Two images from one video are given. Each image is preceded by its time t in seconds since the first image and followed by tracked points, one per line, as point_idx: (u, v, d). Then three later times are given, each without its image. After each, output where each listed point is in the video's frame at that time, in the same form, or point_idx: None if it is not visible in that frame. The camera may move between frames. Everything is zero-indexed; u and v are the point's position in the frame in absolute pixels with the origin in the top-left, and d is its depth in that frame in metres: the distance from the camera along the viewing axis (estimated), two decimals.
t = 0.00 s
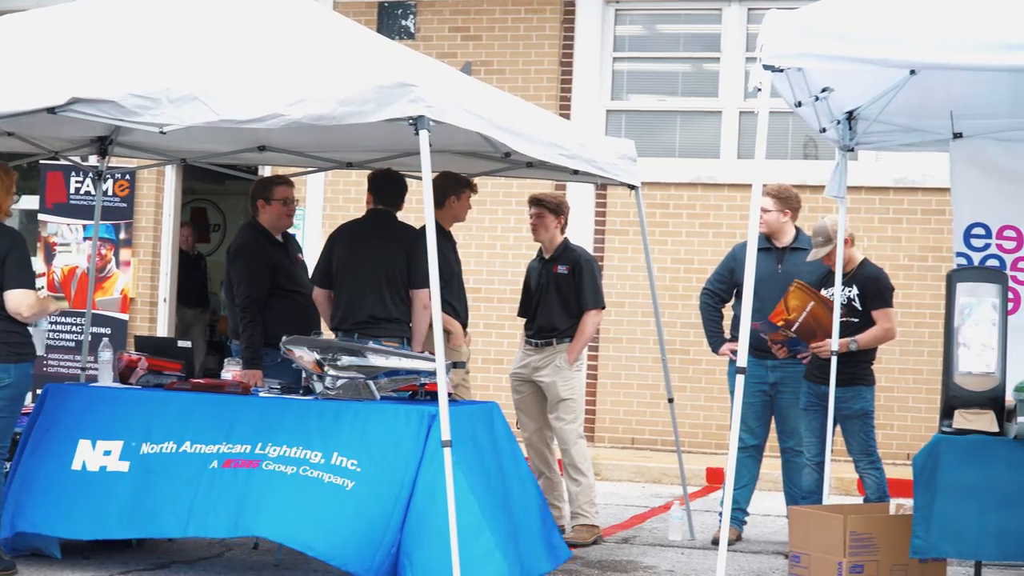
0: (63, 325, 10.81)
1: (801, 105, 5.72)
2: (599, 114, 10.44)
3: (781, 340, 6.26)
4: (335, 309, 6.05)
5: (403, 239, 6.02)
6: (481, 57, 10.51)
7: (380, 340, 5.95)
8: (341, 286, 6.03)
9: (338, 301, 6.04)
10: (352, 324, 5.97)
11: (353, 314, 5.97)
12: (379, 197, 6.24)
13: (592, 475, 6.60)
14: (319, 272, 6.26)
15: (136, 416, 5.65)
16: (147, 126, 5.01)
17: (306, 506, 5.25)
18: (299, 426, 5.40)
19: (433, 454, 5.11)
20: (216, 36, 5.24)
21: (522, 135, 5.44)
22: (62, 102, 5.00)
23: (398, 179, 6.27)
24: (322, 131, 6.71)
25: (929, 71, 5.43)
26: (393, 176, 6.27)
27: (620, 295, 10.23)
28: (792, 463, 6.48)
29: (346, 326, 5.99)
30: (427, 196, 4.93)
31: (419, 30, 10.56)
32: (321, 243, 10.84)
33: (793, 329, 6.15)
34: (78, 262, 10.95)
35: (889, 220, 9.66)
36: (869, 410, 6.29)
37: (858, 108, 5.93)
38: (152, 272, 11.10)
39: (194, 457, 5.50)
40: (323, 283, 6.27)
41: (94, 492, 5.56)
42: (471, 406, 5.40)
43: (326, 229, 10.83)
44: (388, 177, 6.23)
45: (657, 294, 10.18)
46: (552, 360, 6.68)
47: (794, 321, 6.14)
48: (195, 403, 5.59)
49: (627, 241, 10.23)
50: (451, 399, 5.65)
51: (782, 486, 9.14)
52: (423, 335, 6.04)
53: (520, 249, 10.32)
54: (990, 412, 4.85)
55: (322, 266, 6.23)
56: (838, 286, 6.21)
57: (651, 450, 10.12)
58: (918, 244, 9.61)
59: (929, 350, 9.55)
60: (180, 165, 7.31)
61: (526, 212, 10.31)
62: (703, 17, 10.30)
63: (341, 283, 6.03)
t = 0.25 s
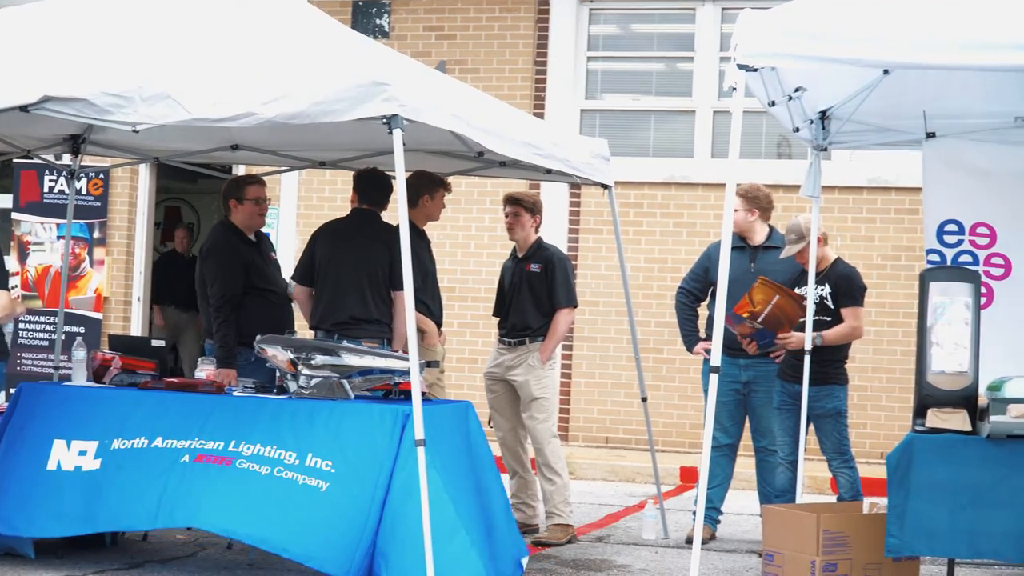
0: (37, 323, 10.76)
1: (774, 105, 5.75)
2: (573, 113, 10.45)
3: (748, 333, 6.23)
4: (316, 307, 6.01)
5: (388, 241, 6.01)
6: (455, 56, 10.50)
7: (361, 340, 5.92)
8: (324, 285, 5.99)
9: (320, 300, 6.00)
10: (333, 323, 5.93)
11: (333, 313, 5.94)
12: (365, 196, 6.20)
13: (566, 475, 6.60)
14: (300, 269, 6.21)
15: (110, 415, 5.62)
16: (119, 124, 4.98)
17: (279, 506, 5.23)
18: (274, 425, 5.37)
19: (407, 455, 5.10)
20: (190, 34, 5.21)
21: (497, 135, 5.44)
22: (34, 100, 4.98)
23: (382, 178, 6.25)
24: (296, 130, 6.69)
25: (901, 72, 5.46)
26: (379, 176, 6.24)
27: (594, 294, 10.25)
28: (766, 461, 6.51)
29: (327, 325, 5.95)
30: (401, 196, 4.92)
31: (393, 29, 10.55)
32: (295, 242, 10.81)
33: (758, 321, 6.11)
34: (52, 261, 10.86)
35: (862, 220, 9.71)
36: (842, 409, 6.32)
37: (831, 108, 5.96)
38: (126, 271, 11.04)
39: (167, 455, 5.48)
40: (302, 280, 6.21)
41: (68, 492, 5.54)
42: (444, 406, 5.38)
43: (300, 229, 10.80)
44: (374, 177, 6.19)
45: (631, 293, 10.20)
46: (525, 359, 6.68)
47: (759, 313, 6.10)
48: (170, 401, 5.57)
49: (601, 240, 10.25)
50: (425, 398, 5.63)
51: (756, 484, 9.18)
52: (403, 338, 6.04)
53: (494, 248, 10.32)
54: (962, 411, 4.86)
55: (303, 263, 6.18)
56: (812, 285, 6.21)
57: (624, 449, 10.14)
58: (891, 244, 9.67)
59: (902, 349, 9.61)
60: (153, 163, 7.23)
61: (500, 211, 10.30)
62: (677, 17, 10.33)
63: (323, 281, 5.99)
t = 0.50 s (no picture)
0: (13, 323, 10.71)
1: (750, 105, 5.76)
2: (550, 113, 10.46)
3: (722, 329, 6.29)
4: (301, 306, 5.97)
5: (378, 244, 5.99)
6: (433, 56, 10.49)
7: (344, 340, 5.91)
8: (309, 285, 5.95)
9: (305, 299, 5.96)
10: (318, 324, 5.90)
11: (319, 313, 5.91)
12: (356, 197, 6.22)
13: (544, 476, 6.60)
14: (285, 265, 6.14)
15: (88, 415, 5.60)
16: (95, 123, 4.97)
17: (255, 507, 5.21)
18: (252, 426, 5.35)
19: (385, 456, 5.09)
20: (166, 33, 5.18)
21: (475, 135, 5.44)
22: (10, 99, 4.96)
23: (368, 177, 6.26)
24: (274, 130, 6.66)
25: (878, 72, 5.49)
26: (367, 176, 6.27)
27: (571, 294, 10.26)
28: (743, 461, 6.54)
29: (312, 325, 5.92)
30: (379, 195, 4.91)
31: (371, 29, 10.53)
32: (272, 242, 10.77)
33: (732, 315, 6.20)
34: (29, 261, 10.71)
35: (839, 220, 9.76)
36: (818, 409, 6.34)
37: (807, 108, 5.97)
38: (103, 271, 10.97)
39: (144, 455, 5.46)
40: (286, 276, 6.15)
41: (44, 491, 5.53)
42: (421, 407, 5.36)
43: (277, 229, 10.76)
44: (362, 178, 6.24)
45: (609, 293, 10.21)
46: (501, 359, 6.67)
47: (732, 308, 6.18)
48: (147, 402, 5.54)
49: (578, 240, 10.26)
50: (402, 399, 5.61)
51: (733, 484, 9.21)
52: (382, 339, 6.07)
53: (471, 248, 10.31)
54: (939, 411, 4.88)
55: (289, 261, 6.12)
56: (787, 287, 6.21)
57: (601, 449, 10.15)
58: (868, 244, 9.72)
59: (879, 350, 9.65)
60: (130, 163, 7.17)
61: (478, 211, 10.29)
62: (654, 17, 10.34)
63: (309, 281, 5.95)
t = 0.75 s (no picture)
0: None
1: (722, 105, 5.78)
2: (522, 113, 10.47)
3: (694, 327, 6.28)
4: (275, 306, 5.95)
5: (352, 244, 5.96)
6: (405, 55, 10.47)
7: (318, 341, 5.89)
8: (283, 285, 5.93)
9: (279, 300, 5.94)
10: (292, 324, 5.88)
11: (293, 313, 5.89)
12: (331, 196, 6.19)
13: (517, 475, 6.60)
14: (260, 265, 6.13)
15: (59, 415, 5.57)
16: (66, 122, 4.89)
17: (227, 508, 5.19)
18: (224, 427, 5.31)
19: (357, 456, 5.07)
20: (139, 30, 5.14)
21: (448, 135, 5.43)
22: None
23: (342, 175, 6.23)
24: (246, 129, 6.63)
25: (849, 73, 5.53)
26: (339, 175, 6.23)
27: (543, 294, 10.26)
28: (715, 460, 6.58)
29: (286, 325, 5.90)
30: (351, 194, 4.90)
31: (344, 27, 10.51)
32: (244, 241, 10.72)
33: (704, 313, 6.20)
34: None
35: (810, 220, 9.81)
36: (790, 408, 6.36)
37: (780, 108, 5.99)
38: (75, 270, 10.89)
39: (116, 456, 5.44)
40: (261, 276, 6.13)
41: (15, 490, 5.52)
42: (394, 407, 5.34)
43: (250, 228, 10.72)
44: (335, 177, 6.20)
45: (581, 293, 10.23)
46: (474, 359, 6.67)
47: (703, 306, 6.19)
48: (119, 402, 5.51)
49: (550, 240, 10.27)
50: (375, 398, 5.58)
51: (704, 483, 9.25)
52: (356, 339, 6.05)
53: (443, 248, 10.30)
54: (910, 410, 4.92)
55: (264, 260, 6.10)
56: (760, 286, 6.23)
57: (574, 448, 10.17)
58: (839, 244, 9.77)
59: (850, 350, 9.71)
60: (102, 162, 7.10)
61: (450, 210, 10.28)
62: (626, 17, 10.35)
63: (283, 281, 5.93)
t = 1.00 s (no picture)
0: None
1: (695, 105, 5.79)
2: (495, 113, 10.47)
3: (666, 328, 6.36)
4: (247, 305, 5.94)
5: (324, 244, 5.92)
6: (378, 55, 10.45)
7: (289, 340, 5.87)
8: (254, 285, 5.91)
9: (250, 299, 5.93)
10: (262, 324, 5.86)
11: (264, 312, 5.87)
12: (303, 196, 6.15)
13: (490, 475, 6.61)
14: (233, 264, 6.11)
15: (32, 417, 5.55)
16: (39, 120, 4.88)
17: (201, 511, 5.18)
18: (198, 430, 5.29)
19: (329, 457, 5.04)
20: (110, 28, 5.10)
21: (421, 135, 5.42)
22: None
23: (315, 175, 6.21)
24: (219, 127, 6.59)
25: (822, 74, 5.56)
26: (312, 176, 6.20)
27: (517, 293, 10.26)
28: (688, 460, 6.63)
29: (256, 325, 5.88)
30: (325, 194, 4.89)
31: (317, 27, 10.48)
32: (217, 241, 10.67)
33: (675, 314, 6.28)
34: None
35: (782, 220, 9.86)
36: (762, 408, 6.36)
37: (752, 108, 6.01)
38: (48, 270, 10.80)
39: (89, 459, 5.42)
40: (234, 275, 6.12)
41: None
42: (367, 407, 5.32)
43: (223, 228, 10.66)
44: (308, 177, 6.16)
45: (554, 293, 10.24)
46: (448, 359, 6.66)
47: (675, 306, 6.27)
48: (92, 404, 5.48)
49: (523, 239, 10.27)
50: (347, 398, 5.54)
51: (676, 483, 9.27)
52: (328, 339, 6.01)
53: (416, 248, 10.28)
54: (882, 410, 4.96)
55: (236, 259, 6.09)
56: (733, 286, 6.26)
57: (546, 448, 10.17)
58: (811, 244, 9.82)
59: (822, 350, 9.76)
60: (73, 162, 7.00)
61: (422, 210, 10.26)
62: (599, 17, 10.36)
63: (254, 281, 5.91)
